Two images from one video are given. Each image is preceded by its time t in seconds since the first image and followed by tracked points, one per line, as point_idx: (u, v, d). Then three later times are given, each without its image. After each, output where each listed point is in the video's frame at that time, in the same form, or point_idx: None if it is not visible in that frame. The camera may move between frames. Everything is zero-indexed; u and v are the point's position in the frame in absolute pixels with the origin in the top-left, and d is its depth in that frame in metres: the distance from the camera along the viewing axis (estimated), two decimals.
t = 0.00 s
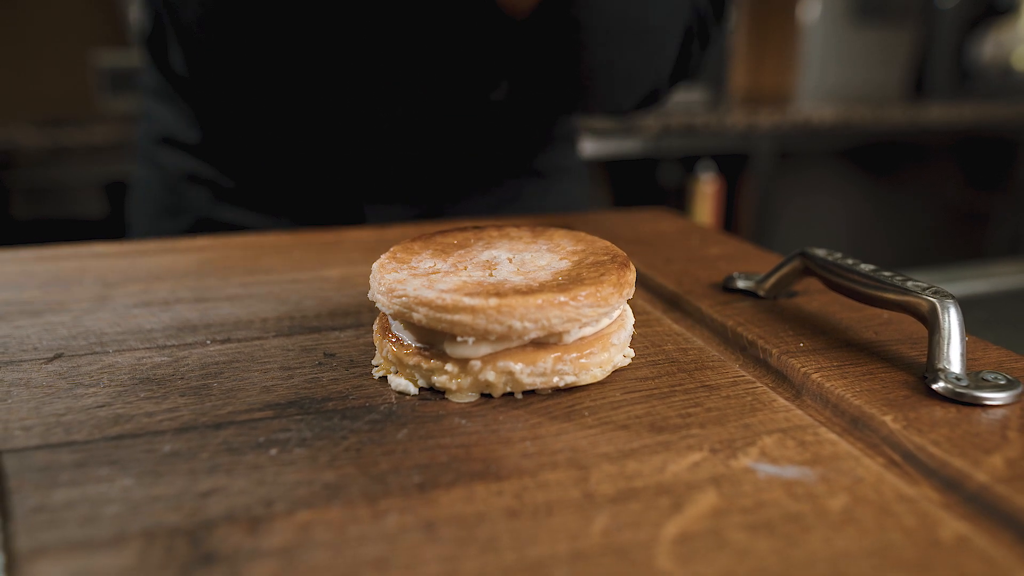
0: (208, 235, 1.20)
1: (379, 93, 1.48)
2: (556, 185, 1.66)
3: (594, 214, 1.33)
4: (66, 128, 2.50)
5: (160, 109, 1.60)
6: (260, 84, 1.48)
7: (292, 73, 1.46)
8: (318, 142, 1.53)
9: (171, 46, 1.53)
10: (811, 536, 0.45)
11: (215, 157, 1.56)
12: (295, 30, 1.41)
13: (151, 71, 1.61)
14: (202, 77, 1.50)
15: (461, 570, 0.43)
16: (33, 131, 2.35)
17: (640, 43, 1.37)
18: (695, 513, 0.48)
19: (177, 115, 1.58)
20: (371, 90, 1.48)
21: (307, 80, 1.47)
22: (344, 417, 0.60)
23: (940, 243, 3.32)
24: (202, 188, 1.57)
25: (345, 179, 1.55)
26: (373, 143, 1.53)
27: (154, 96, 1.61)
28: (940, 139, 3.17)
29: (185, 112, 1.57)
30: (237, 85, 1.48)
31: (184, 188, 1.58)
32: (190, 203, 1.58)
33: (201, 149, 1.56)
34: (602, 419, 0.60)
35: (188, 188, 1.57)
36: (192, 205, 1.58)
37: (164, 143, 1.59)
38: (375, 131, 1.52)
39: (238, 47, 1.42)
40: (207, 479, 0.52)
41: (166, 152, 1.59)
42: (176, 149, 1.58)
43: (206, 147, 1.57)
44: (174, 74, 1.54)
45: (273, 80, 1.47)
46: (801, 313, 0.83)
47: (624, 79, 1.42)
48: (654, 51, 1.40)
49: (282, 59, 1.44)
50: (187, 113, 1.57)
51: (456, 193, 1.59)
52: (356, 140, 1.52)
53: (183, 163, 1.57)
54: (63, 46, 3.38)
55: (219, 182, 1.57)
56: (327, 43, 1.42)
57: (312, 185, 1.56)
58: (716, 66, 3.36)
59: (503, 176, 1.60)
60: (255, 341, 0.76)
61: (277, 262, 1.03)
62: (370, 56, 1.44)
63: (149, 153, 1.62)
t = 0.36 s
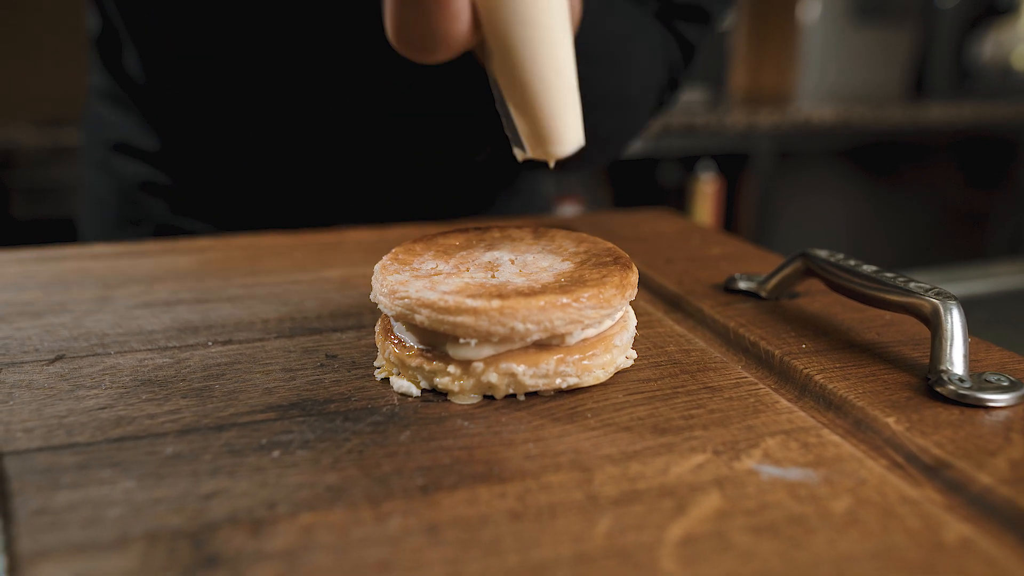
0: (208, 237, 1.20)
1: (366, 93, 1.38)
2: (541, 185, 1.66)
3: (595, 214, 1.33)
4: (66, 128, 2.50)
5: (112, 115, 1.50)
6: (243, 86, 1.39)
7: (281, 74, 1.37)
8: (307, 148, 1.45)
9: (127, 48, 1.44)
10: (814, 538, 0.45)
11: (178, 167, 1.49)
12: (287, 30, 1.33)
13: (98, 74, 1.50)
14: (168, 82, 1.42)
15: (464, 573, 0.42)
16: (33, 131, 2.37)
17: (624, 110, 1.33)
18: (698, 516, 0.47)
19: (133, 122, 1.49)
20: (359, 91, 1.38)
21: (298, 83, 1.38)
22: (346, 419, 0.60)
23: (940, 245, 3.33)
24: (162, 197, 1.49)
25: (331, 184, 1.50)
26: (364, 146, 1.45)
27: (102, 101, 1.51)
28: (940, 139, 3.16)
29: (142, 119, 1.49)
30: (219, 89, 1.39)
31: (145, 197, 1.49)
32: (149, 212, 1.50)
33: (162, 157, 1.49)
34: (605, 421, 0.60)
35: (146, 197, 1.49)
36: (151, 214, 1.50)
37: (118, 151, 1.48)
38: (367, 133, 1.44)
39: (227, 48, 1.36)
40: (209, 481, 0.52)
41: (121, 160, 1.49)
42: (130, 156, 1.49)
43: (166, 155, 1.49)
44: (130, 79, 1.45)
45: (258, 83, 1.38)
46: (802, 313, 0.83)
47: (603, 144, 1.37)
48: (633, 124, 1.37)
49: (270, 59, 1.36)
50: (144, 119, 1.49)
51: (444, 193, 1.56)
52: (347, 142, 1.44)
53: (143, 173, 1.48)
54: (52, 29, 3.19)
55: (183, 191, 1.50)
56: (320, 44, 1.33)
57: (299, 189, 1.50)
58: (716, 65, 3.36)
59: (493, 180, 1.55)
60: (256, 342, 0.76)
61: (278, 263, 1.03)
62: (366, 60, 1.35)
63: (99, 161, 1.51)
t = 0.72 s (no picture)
0: (207, 237, 1.20)
1: (355, 94, 1.40)
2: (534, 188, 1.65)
3: (594, 214, 1.33)
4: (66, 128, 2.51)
5: (87, 119, 1.51)
6: (235, 86, 1.40)
7: (274, 74, 1.39)
8: (296, 149, 1.45)
9: (105, 52, 1.45)
10: (812, 541, 0.45)
11: (158, 170, 1.48)
12: (285, 29, 1.35)
13: (75, 77, 1.51)
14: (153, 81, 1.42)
15: None
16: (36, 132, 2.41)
17: (609, 134, 1.33)
18: (696, 518, 0.47)
19: (109, 126, 1.49)
20: (349, 91, 1.40)
21: (292, 83, 1.39)
22: (343, 420, 0.60)
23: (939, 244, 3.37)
24: (144, 204, 1.50)
25: (326, 184, 1.50)
26: (349, 147, 1.46)
27: (78, 105, 1.52)
28: (939, 139, 3.15)
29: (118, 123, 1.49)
30: (211, 88, 1.40)
31: (123, 202, 1.51)
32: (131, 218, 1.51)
33: (139, 162, 1.48)
34: (603, 422, 0.59)
35: (130, 204, 1.51)
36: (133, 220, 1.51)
37: (93, 155, 1.50)
38: (354, 134, 1.44)
39: (225, 48, 1.37)
40: (205, 483, 0.52)
41: (96, 164, 1.50)
42: (112, 165, 1.49)
43: (144, 161, 1.48)
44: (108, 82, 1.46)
45: (249, 82, 1.39)
46: (802, 314, 0.83)
47: (583, 163, 1.36)
48: (614, 145, 1.36)
49: (263, 58, 1.38)
50: (121, 127, 1.49)
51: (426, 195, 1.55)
52: (332, 144, 1.45)
53: (118, 178, 1.49)
54: (49, 29, 3.06)
55: (170, 192, 1.48)
56: (314, 44, 1.36)
57: (285, 191, 1.50)
58: (715, 64, 3.35)
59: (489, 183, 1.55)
60: (254, 343, 0.75)
61: (277, 263, 1.03)
62: (361, 61, 1.38)
63: (74, 165, 1.53)
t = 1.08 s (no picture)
0: (203, 239, 1.20)
1: (351, 94, 1.41)
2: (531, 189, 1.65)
3: (590, 215, 1.33)
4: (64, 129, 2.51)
5: (82, 120, 1.49)
6: (230, 86, 1.40)
7: (271, 75, 1.39)
8: (293, 149, 1.45)
9: (100, 52, 1.42)
10: (801, 545, 0.45)
11: (154, 171, 1.47)
12: (282, 29, 1.36)
13: (69, 78, 1.49)
14: (153, 84, 1.40)
15: None
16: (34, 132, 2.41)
17: (607, 144, 1.33)
18: (685, 521, 0.47)
19: (104, 127, 1.48)
20: (345, 90, 1.40)
21: (288, 83, 1.40)
22: (336, 423, 0.60)
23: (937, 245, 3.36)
24: (140, 205, 1.50)
25: (323, 184, 1.50)
26: (346, 146, 1.46)
27: (72, 105, 1.50)
28: (937, 138, 3.14)
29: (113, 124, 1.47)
30: (206, 89, 1.40)
31: (120, 204, 1.51)
32: (127, 219, 1.52)
33: (136, 164, 1.46)
34: (595, 425, 0.60)
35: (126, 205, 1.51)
36: (129, 221, 1.52)
37: (89, 156, 1.49)
38: (350, 133, 1.45)
39: (221, 46, 1.37)
40: (197, 486, 0.52)
41: (93, 166, 1.50)
42: (107, 166, 1.49)
43: (139, 164, 1.47)
44: (103, 83, 1.44)
45: (246, 82, 1.39)
46: (795, 316, 0.83)
47: (580, 171, 1.37)
48: (611, 156, 1.36)
49: (261, 58, 1.38)
50: (116, 128, 1.47)
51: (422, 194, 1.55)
52: (327, 142, 1.45)
53: (115, 180, 1.49)
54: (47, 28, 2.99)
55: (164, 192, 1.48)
56: (310, 44, 1.37)
57: (281, 191, 1.50)
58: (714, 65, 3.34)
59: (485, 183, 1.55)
60: (248, 345, 0.76)
61: (272, 264, 1.03)
62: (356, 60, 1.39)
63: (71, 167, 1.52)
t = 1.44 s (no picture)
0: (203, 241, 1.20)
1: (352, 94, 1.41)
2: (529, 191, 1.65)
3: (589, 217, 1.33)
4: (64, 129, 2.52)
5: (83, 120, 1.49)
6: (231, 86, 1.40)
7: (271, 76, 1.39)
8: (293, 150, 1.46)
9: (102, 52, 1.41)
10: (797, 549, 0.45)
11: (156, 171, 1.47)
12: (286, 27, 1.36)
13: (71, 79, 1.49)
14: (149, 80, 1.40)
15: None
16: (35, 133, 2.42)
17: (609, 153, 1.34)
18: (682, 525, 0.48)
19: (106, 127, 1.47)
20: (346, 90, 1.40)
21: (291, 83, 1.40)
22: (335, 426, 0.60)
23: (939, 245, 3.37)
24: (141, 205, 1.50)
25: (323, 184, 1.51)
26: (346, 146, 1.46)
27: (75, 106, 1.49)
28: (937, 138, 3.14)
29: (114, 124, 1.46)
30: (207, 87, 1.40)
31: (122, 205, 1.51)
32: (128, 219, 1.52)
33: (138, 164, 1.47)
34: (593, 428, 0.60)
35: (127, 205, 1.51)
36: (130, 221, 1.52)
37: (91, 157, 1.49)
38: (351, 132, 1.45)
39: (222, 47, 1.37)
40: (197, 490, 0.52)
41: (94, 166, 1.49)
42: (108, 167, 1.49)
43: (142, 164, 1.47)
44: (105, 83, 1.43)
45: (246, 83, 1.39)
46: (793, 319, 0.83)
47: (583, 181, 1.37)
48: (614, 164, 1.37)
49: (264, 57, 1.38)
50: (118, 129, 1.47)
51: (423, 193, 1.55)
52: (328, 141, 1.45)
53: (117, 180, 1.49)
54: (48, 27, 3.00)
55: (166, 191, 1.49)
56: (310, 45, 1.37)
57: (282, 191, 1.50)
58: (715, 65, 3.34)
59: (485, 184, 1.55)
60: (248, 348, 0.76)
61: (271, 266, 1.04)
62: (360, 61, 1.39)
63: (72, 167, 1.52)
